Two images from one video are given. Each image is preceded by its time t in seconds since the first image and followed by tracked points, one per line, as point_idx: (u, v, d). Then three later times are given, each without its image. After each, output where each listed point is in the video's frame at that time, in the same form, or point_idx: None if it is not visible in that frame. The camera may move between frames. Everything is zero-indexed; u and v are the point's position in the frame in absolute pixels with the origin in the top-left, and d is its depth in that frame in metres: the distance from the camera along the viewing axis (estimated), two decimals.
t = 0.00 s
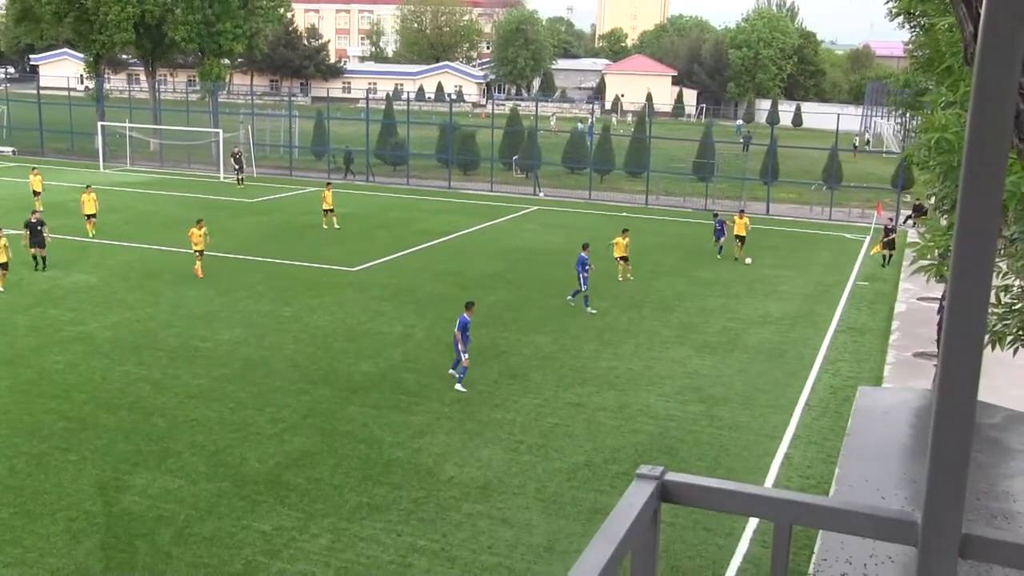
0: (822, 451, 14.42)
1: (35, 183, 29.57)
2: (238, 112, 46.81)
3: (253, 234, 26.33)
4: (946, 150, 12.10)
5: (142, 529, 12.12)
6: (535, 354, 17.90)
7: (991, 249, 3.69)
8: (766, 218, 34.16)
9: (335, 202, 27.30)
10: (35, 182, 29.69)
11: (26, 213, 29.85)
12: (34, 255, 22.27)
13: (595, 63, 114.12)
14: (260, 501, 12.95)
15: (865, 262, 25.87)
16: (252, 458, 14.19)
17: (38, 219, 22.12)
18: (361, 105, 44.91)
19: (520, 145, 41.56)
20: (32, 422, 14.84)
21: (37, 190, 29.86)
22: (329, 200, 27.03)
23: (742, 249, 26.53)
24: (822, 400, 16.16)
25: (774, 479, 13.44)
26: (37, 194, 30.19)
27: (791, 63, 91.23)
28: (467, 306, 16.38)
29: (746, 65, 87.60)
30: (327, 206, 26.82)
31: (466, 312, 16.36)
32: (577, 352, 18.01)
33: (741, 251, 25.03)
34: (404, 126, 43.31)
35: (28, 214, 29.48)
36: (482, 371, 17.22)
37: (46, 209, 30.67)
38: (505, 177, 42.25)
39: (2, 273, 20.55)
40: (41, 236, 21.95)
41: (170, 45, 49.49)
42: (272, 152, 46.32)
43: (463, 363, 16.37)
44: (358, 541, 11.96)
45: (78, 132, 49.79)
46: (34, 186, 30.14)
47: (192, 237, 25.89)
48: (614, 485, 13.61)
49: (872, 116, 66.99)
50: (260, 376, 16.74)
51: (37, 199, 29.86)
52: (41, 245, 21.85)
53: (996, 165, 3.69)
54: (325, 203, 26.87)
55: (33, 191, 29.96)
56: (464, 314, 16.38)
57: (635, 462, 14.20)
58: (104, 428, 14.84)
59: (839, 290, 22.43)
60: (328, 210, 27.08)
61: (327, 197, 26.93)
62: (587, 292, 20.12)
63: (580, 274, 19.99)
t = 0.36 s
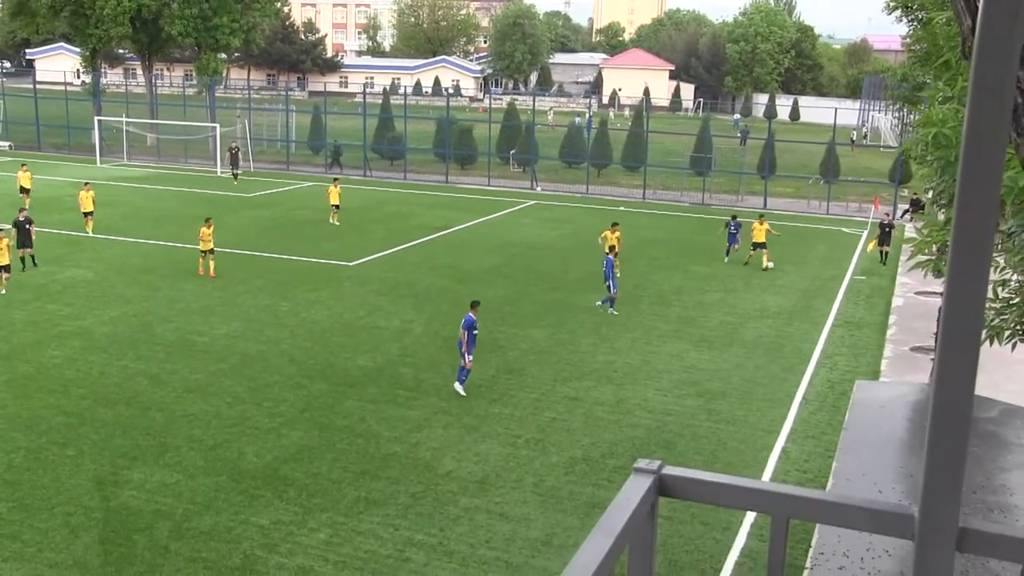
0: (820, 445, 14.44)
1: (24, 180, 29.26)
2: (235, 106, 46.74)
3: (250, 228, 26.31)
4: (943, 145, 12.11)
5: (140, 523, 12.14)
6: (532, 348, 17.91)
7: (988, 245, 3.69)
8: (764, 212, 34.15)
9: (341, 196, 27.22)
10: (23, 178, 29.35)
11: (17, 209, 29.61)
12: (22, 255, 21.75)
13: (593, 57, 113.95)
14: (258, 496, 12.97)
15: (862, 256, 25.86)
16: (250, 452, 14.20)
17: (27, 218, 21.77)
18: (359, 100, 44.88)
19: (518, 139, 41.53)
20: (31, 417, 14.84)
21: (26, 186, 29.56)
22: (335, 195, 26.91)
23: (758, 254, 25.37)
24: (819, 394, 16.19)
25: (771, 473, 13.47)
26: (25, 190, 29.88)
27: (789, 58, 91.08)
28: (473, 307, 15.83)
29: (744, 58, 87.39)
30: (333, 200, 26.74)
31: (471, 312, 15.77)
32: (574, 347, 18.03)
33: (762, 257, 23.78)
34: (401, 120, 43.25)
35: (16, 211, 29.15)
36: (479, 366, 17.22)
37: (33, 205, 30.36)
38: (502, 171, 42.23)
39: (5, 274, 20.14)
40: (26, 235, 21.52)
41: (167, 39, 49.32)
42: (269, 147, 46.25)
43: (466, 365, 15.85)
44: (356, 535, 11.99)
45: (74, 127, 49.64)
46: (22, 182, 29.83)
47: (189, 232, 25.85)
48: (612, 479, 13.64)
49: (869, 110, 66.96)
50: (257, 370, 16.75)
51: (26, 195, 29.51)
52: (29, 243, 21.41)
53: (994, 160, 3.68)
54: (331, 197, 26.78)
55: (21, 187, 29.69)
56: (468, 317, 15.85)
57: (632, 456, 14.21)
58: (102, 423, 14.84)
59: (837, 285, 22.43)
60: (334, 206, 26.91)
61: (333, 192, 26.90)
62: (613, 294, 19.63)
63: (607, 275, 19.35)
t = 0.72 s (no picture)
0: (820, 439, 14.46)
1: (14, 176, 29.04)
2: (235, 101, 46.74)
3: (250, 223, 26.32)
4: (943, 139, 12.09)
5: (140, 518, 12.14)
6: (532, 343, 17.91)
7: (989, 239, 3.69)
8: (763, 207, 34.19)
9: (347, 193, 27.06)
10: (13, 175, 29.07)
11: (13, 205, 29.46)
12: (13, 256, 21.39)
13: (594, 52, 113.89)
14: (258, 490, 12.98)
15: (863, 250, 25.86)
16: (250, 447, 14.20)
17: (18, 218, 21.47)
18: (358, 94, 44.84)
19: (517, 133, 41.56)
20: (31, 411, 14.85)
21: (17, 182, 29.32)
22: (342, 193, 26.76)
23: (766, 252, 25.03)
24: (818, 388, 16.22)
25: (771, 467, 13.49)
26: (16, 186, 29.67)
27: (789, 52, 90.98)
28: (486, 311, 15.49)
29: (744, 53, 87.41)
30: (340, 197, 26.58)
31: (484, 317, 15.46)
32: (574, 341, 18.04)
33: (783, 258, 22.98)
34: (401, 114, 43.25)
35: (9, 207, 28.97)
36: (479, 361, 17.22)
37: (26, 200, 30.18)
38: (502, 166, 42.28)
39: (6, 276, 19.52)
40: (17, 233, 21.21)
41: (167, 33, 49.24)
42: (269, 142, 46.24)
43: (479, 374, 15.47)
44: (356, 529, 11.99)
45: (73, 121, 49.62)
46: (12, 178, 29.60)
47: (190, 227, 25.88)
48: (612, 473, 13.66)
49: (869, 104, 66.91)
50: (258, 365, 16.75)
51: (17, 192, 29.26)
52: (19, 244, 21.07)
53: (994, 154, 3.68)
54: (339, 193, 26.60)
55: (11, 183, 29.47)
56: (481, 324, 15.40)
57: (632, 451, 14.22)
58: (102, 418, 14.83)
59: (837, 279, 22.42)
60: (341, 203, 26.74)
61: (339, 189, 26.72)
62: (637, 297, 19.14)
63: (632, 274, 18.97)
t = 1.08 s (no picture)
0: (818, 434, 14.46)
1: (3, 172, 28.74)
2: (233, 96, 46.72)
3: (249, 218, 26.31)
4: (943, 133, 12.09)
5: (139, 513, 12.15)
6: (531, 338, 17.91)
7: (988, 233, 3.68)
8: (762, 201, 34.18)
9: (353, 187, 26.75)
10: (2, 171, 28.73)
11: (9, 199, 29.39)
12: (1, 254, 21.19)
13: (592, 47, 113.93)
14: (257, 485, 12.98)
15: (860, 245, 25.88)
16: (249, 442, 14.20)
17: (8, 213, 21.34)
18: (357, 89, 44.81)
19: (516, 128, 41.58)
20: (29, 407, 14.85)
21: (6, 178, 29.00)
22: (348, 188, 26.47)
23: (764, 246, 25.04)
24: (817, 383, 16.23)
25: (770, 462, 13.50)
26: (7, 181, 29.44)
27: (788, 47, 91.05)
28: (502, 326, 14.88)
29: (743, 48, 87.67)
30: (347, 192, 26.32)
31: (501, 334, 14.83)
32: (573, 336, 18.05)
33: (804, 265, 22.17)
34: (399, 109, 43.23)
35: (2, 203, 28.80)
36: (478, 356, 17.22)
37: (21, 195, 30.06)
38: (500, 160, 42.34)
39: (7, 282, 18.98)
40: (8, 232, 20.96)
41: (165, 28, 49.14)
42: (268, 136, 46.25)
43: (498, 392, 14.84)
44: (356, 524, 12.00)
45: (71, 116, 49.57)
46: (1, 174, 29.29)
47: (189, 222, 25.89)
48: (611, 468, 13.67)
49: (867, 98, 66.98)
50: (257, 360, 16.75)
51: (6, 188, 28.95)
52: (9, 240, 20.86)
53: (992, 148, 3.67)
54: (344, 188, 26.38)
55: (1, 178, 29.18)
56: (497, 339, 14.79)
57: (631, 445, 14.23)
58: (100, 413, 14.83)
59: (836, 274, 22.41)
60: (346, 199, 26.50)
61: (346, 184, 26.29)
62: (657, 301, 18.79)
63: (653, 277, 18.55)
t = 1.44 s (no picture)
0: (821, 431, 14.44)
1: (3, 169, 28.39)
2: (237, 92, 46.75)
3: (253, 213, 26.35)
4: (947, 130, 11.98)
5: (143, 507, 12.20)
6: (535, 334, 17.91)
7: (990, 245, 3.66)
8: (766, 199, 34.03)
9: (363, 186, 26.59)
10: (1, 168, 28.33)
11: (12, 194, 29.42)
12: None
13: (597, 44, 113.84)
14: (260, 480, 13.03)
15: (864, 243, 25.80)
16: (253, 437, 14.24)
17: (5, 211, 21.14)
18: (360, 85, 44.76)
19: (520, 125, 41.57)
20: (34, 401, 14.91)
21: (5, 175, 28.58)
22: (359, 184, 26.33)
23: (768, 243, 24.98)
24: (819, 379, 16.21)
25: (772, 458, 13.50)
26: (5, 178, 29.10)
27: (793, 43, 90.74)
28: (530, 342, 14.20)
29: (747, 44, 87.33)
30: (356, 189, 26.14)
31: (528, 347, 14.17)
32: (576, 332, 18.05)
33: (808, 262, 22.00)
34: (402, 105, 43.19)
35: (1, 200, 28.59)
36: (480, 351, 17.23)
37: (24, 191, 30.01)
38: (503, 157, 42.41)
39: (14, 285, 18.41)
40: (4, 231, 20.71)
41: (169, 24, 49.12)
42: (272, 132, 46.28)
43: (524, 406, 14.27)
44: (359, 519, 12.04)
45: (76, 112, 49.64)
46: None
47: (193, 217, 25.95)
48: (613, 464, 13.67)
49: (872, 96, 66.76)
50: (261, 355, 16.78)
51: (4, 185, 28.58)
52: (9, 238, 20.84)
53: (998, 161, 3.64)
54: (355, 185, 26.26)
55: None
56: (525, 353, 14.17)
57: (633, 441, 14.23)
58: (104, 408, 14.88)
59: (840, 272, 22.34)
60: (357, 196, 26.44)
61: (356, 182, 26.28)
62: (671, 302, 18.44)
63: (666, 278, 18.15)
